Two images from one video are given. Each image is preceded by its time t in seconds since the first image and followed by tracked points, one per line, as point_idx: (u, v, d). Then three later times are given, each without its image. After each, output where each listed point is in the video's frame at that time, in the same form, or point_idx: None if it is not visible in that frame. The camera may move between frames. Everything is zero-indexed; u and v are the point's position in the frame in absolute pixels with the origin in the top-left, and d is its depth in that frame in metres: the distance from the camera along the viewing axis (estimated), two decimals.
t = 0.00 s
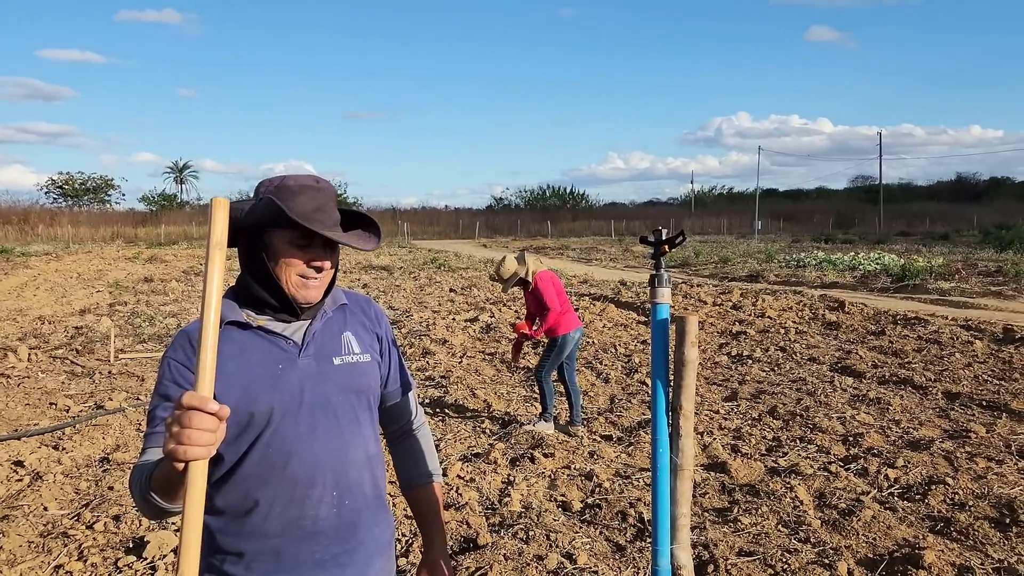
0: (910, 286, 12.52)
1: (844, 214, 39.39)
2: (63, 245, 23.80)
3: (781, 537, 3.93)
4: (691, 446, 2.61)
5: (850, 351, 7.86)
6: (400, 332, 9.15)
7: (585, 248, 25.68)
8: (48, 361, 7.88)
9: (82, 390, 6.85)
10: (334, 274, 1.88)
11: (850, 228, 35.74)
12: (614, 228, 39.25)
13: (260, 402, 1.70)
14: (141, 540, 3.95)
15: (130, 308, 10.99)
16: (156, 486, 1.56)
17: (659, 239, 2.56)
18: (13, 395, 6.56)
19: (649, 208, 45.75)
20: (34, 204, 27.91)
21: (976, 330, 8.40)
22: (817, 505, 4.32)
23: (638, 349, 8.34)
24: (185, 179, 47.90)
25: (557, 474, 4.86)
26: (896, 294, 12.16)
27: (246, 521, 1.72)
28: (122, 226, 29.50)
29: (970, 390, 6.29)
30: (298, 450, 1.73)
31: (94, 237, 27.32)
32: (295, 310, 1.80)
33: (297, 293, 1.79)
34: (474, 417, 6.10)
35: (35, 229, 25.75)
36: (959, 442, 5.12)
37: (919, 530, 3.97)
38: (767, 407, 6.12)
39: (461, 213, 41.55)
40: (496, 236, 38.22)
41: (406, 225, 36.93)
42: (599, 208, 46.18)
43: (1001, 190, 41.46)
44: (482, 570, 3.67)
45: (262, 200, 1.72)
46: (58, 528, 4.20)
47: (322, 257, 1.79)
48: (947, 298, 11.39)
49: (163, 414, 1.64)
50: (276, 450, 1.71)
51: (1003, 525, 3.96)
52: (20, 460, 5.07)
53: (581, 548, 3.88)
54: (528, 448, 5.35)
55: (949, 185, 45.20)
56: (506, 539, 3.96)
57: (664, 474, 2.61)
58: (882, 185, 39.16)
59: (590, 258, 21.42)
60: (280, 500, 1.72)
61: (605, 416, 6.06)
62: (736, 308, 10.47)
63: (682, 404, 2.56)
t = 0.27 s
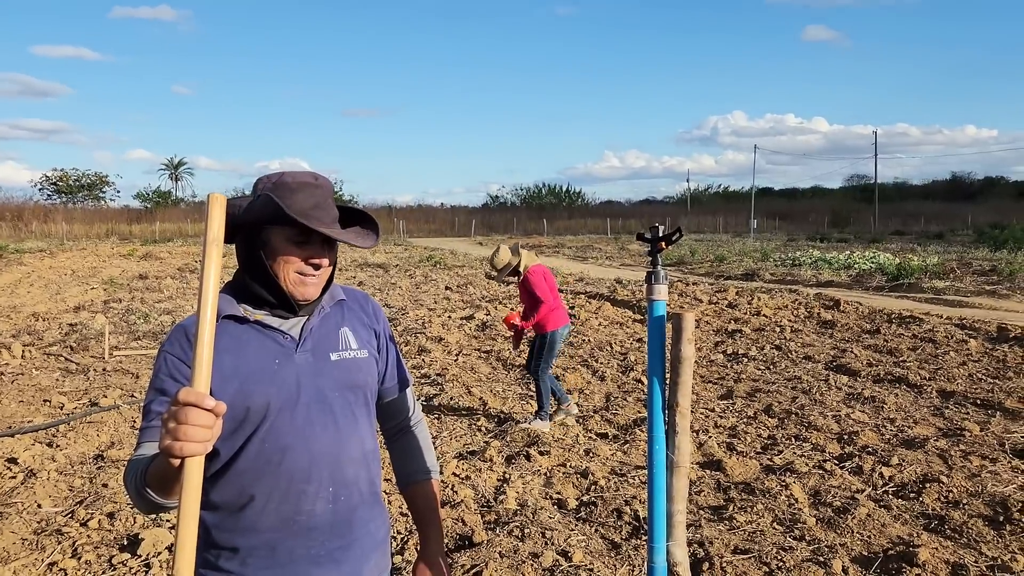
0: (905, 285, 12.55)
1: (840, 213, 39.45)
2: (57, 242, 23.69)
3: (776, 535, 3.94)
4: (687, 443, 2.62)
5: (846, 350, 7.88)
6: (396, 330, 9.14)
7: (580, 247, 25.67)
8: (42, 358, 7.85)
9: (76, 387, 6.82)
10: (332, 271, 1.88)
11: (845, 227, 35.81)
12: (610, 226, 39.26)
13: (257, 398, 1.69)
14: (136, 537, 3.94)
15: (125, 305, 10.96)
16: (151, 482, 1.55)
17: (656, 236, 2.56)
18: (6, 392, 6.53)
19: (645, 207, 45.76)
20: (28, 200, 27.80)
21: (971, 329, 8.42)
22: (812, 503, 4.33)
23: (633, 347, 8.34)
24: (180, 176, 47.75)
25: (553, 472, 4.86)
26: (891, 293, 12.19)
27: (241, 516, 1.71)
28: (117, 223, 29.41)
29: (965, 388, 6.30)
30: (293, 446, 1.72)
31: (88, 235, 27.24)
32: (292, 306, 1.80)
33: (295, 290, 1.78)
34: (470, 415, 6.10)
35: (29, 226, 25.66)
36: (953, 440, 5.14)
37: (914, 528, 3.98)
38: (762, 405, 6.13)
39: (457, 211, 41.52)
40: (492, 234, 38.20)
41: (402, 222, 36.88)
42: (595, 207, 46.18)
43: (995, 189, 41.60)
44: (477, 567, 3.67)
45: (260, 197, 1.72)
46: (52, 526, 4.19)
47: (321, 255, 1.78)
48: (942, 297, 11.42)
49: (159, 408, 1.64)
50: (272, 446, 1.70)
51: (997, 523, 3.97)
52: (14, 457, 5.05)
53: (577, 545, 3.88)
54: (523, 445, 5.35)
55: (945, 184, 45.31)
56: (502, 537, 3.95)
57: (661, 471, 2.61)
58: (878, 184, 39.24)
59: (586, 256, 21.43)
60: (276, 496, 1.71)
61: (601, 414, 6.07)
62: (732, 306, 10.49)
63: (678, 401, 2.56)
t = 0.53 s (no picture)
0: (899, 285, 12.60)
1: (834, 213, 39.55)
2: (50, 240, 23.60)
3: (770, 534, 3.95)
4: (683, 443, 2.62)
5: (840, 349, 7.90)
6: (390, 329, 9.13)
7: (576, 246, 25.67)
8: (35, 356, 7.82)
9: (69, 385, 6.79)
10: (327, 268, 1.87)
11: (839, 227, 35.92)
12: (605, 225, 39.28)
13: (252, 395, 1.69)
14: (129, 536, 3.93)
15: (118, 303, 10.91)
16: (146, 481, 1.54)
17: (652, 236, 2.56)
18: None
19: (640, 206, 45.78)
20: (20, 198, 27.66)
21: (964, 329, 8.46)
22: (807, 502, 4.34)
23: (628, 346, 8.35)
24: (174, 173, 47.57)
25: (548, 471, 4.86)
26: (885, 292, 12.23)
27: (237, 514, 1.70)
28: (110, 220, 29.28)
29: (958, 388, 6.33)
30: (289, 443, 1.72)
31: (81, 232, 27.13)
32: (288, 305, 1.79)
33: (292, 288, 1.78)
34: (464, 414, 6.10)
35: (22, 223, 25.55)
36: (946, 440, 5.16)
37: (907, 527, 4.00)
38: (756, 404, 6.15)
39: (452, 210, 41.48)
40: (487, 232, 38.18)
41: (397, 221, 36.84)
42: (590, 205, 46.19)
43: (989, 190, 41.77)
44: (472, 566, 3.67)
45: (255, 195, 1.71)
46: (45, 524, 4.17)
47: (318, 253, 1.78)
48: (936, 296, 11.46)
49: (155, 407, 1.63)
50: (268, 444, 1.70)
51: (990, 522, 3.99)
52: (7, 456, 5.03)
53: (571, 544, 3.89)
54: (518, 444, 5.35)
55: (938, 184, 45.47)
56: (496, 536, 3.96)
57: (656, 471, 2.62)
58: (872, 184, 39.35)
59: (581, 255, 21.45)
60: (273, 493, 1.71)
61: (596, 413, 6.07)
62: (727, 305, 10.51)
63: (675, 401, 2.56)
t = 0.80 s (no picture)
0: (891, 283, 12.64)
1: (828, 211, 39.66)
2: (42, 237, 23.49)
3: (763, 531, 3.96)
4: (677, 441, 2.63)
5: (833, 348, 7.93)
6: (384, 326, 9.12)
7: (570, 244, 25.70)
8: (27, 354, 7.78)
9: (62, 383, 6.76)
10: (323, 271, 1.87)
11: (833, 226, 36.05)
12: (600, 224, 39.32)
13: (248, 393, 1.68)
14: (123, 534, 3.92)
15: (111, 300, 10.86)
16: (143, 478, 1.53)
17: (646, 234, 2.56)
18: None
19: (634, 204, 45.82)
20: (12, 195, 27.52)
21: (957, 327, 8.49)
22: (800, 500, 4.36)
23: (622, 344, 8.36)
24: (167, 171, 47.37)
25: (542, 469, 4.87)
26: (878, 291, 12.27)
27: (232, 512, 1.70)
28: (103, 217, 29.15)
29: (950, 386, 6.36)
30: (285, 441, 1.71)
31: (74, 229, 27.00)
32: (281, 306, 1.79)
33: (284, 290, 1.77)
34: (459, 412, 6.10)
35: (14, 220, 25.42)
36: (938, 438, 5.18)
37: (900, 524, 4.02)
38: (750, 402, 6.17)
39: (447, 208, 41.45)
40: (482, 230, 38.15)
41: (391, 219, 36.79)
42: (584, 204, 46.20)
43: (981, 189, 41.95)
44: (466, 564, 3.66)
45: (254, 196, 1.70)
46: (37, 522, 4.15)
47: (312, 258, 1.77)
48: (928, 295, 11.51)
49: (150, 405, 1.62)
50: (263, 441, 1.69)
51: (982, 520, 4.01)
52: None
53: (565, 542, 3.89)
54: (512, 442, 5.35)
55: (931, 183, 45.65)
56: (490, 534, 3.96)
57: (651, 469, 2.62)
58: (865, 183, 39.46)
59: (575, 253, 21.47)
60: (268, 491, 1.70)
61: (590, 411, 6.08)
62: (721, 303, 10.53)
63: (669, 399, 2.57)
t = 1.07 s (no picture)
0: (886, 281, 12.68)
1: (823, 210, 39.74)
2: (36, 234, 23.38)
3: (758, 529, 3.97)
4: (670, 438, 2.63)
5: (827, 346, 7.95)
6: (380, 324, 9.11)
7: (566, 242, 25.73)
8: (20, 352, 7.74)
9: (55, 381, 6.74)
10: (321, 268, 1.86)
11: (827, 224, 36.13)
12: (595, 222, 39.33)
13: (243, 390, 1.68)
14: (116, 532, 3.91)
15: (105, 298, 10.82)
16: (138, 474, 1.52)
17: (640, 231, 2.56)
18: None
19: (630, 202, 45.84)
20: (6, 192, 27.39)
21: (951, 325, 8.52)
22: (794, 497, 4.37)
23: (617, 342, 8.38)
24: (162, 168, 47.21)
25: (537, 467, 4.87)
26: (873, 289, 12.31)
27: (226, 509, 1.69)
28: (98, 215, 29.05)
29: (944, 384, 6.38)
30: (279, 439, 1.71)
31: (68, 227, 26.90)
32: (278, 301, 1.78)
33: (280, 285, 1.76)
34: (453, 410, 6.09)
35: (7, 218, 25.30)
36: (932, 436, 5.20)
37: (894, 521, 4.03)
38: (745, 400, 6.18)
39: (442, 206, 41.40)
40: (477, 228, 38.14)
41: (387, 216, 36.74)
42: (580, 202, 46.19)
43: (975, 188, 42.09)
44: (461, 562, 3.66)
45: (251, 188, 1.70)
46: (30, 521, 4.13)
47: (308, 250, 1.76)
48: (923, 293, 11.55)
49: (146, 399, 1.62)
50: (258, 439, 1.69)
51: (975, 517, 4.02)
52: None
53: (560, 539, 3.89)
54: (507, 440, 5.35)
55: (925, 182, 45.77)
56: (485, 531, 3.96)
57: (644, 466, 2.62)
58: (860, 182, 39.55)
59: (570, 251, 21.48)
60: (262, 488, 1.70)
61: (585, 409, 6.08)
62: (716, 301, 10.54)
63: (662, 395, 2.57)
